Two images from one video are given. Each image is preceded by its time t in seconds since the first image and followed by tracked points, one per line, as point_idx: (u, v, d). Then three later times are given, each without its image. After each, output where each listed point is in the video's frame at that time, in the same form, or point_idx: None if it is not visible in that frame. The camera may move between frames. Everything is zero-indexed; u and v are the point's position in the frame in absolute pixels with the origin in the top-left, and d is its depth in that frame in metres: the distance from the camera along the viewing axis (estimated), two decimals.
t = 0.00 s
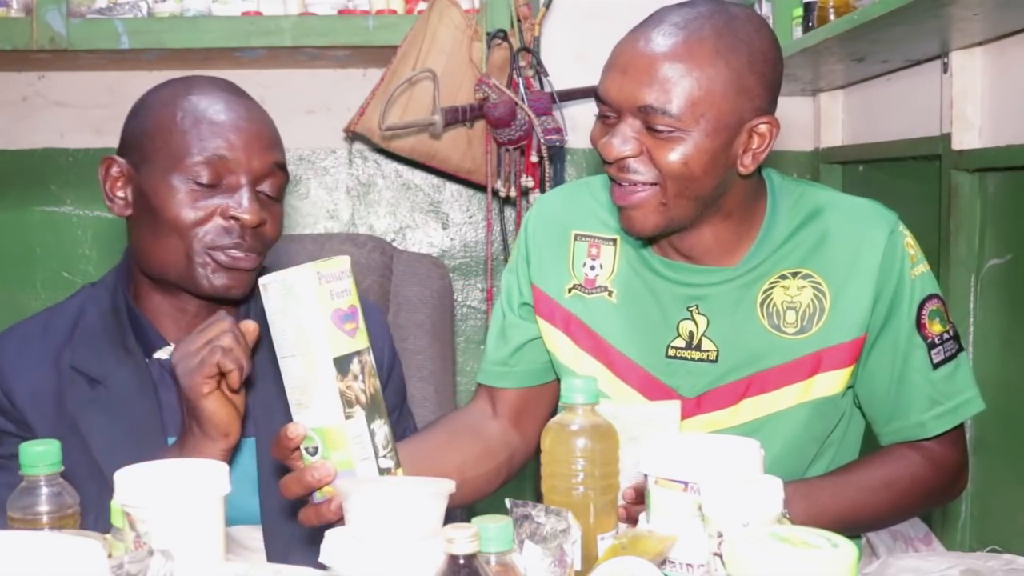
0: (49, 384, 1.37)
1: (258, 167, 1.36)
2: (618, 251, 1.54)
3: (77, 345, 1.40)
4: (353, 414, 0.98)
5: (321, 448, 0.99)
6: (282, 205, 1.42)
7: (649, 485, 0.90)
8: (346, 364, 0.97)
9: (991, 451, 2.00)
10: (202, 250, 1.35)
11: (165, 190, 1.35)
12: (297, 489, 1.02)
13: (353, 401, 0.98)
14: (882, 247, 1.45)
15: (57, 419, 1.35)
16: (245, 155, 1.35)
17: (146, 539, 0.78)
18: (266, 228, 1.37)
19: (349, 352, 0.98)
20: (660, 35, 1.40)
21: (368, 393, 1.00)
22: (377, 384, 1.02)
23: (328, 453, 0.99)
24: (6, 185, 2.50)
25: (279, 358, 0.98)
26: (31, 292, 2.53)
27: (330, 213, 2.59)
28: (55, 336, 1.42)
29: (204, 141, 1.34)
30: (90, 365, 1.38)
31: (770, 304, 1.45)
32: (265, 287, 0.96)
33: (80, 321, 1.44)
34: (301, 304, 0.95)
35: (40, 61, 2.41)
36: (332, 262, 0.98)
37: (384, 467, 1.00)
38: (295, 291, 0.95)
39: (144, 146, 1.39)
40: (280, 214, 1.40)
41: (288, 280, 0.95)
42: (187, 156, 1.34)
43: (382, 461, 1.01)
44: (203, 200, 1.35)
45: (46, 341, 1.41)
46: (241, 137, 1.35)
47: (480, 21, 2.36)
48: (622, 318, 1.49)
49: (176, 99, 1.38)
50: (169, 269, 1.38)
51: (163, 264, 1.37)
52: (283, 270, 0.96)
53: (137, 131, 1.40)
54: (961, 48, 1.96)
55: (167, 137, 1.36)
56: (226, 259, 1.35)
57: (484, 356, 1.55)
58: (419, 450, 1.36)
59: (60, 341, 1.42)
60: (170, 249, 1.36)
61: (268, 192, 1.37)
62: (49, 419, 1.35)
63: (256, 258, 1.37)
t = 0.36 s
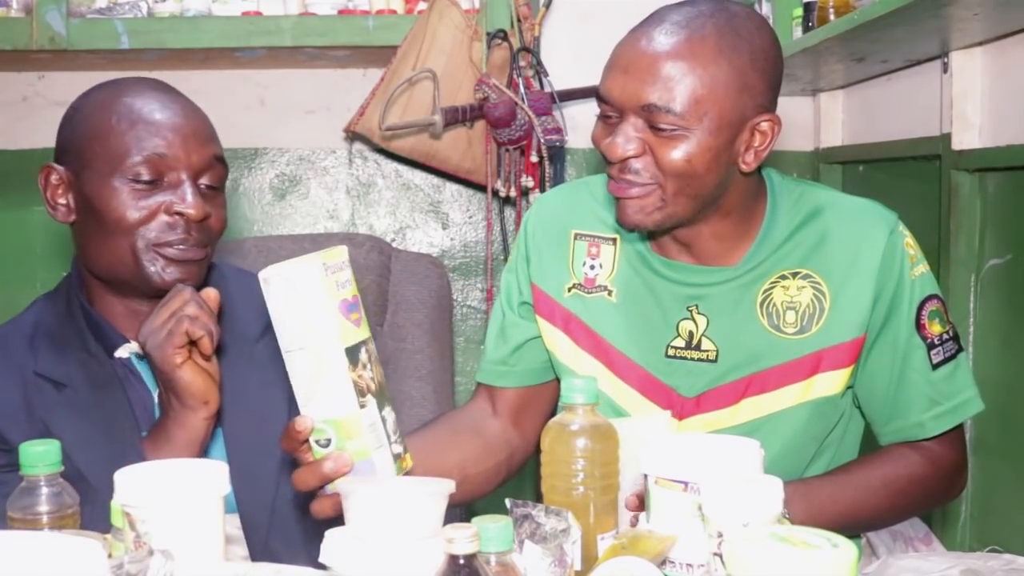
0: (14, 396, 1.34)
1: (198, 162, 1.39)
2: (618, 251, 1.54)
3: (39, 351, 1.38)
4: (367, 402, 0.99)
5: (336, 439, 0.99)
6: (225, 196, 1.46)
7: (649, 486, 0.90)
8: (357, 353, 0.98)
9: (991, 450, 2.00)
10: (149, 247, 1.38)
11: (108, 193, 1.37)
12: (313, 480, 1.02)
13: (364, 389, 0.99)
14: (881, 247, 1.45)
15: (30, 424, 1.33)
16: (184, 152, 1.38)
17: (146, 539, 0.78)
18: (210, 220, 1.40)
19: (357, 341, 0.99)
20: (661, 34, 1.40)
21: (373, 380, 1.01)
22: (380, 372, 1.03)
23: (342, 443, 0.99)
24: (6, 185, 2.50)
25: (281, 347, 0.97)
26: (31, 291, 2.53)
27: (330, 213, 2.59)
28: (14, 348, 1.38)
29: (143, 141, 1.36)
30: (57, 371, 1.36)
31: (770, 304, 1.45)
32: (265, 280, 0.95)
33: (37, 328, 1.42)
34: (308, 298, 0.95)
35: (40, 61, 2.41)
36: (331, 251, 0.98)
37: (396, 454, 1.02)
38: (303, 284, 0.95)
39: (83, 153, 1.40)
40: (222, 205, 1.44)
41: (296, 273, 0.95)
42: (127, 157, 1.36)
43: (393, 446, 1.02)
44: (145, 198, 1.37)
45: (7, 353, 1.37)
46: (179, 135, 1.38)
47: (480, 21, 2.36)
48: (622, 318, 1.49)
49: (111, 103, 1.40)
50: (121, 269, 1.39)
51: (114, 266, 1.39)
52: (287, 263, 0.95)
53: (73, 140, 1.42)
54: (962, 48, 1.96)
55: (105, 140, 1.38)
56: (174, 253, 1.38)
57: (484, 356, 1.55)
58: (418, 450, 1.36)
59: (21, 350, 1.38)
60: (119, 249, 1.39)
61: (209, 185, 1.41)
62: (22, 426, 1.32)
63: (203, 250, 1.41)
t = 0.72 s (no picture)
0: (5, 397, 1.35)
1: (169, 151, 1.40)
2: (616, 252, 1.54)
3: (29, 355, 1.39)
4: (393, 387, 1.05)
5: (404, 426, 1.02)
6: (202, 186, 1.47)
7: (649, 485, 0.90)
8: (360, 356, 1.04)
9: (991, 450, 2.00)
10: (132, 243, 1.38)
11: (82, 192, 1.38)
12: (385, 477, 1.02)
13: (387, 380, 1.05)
14: (876, 240, 1.45)
15: (20, 426, 1.34)
16: (152, 142, 1.39)
17: (146, 539, 0.78)
18: (186, 210, 1.41)
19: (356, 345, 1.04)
20: (651, 35, 1.40)
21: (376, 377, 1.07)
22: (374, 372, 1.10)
23: (409, 424, 1.03)
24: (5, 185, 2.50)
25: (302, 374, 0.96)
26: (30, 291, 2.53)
27: (330, 213, 2.59)
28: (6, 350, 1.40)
29: (112, 135, 1.37)
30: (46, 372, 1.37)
31: (767, 299, 1.45)
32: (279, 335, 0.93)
33: (28, 331, 1.44)
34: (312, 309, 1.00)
35: (40, 61, 2.41)
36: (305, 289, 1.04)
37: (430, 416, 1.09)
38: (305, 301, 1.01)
39: (55, 158, 1.42)
40: (199, 193, 1.45)
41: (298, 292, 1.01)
42: (97, 153, 1.37)
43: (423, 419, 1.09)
44: (119, 192, 1.38)
45: None
46: (147, 127, 1.39)
47: (480, 21, 2.36)
48: (620, 317, 1.49)
49: (79, 104, 1.41)
50: (104, 267, 1.40)
51: (95, 264, 1.40)
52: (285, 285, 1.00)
53: (45, 147, 1.44)
54: (962, 48, 1.96)
55: (75, 140, 1.39)
56: (156, 246, 1.38)
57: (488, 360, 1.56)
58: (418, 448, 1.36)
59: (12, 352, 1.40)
60: (99, 247, 1.39)
61: (182, 173, 1.42)
62: (11, 428, 1.33)
63: (185, 239, 1.41)
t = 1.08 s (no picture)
0: (18, 391, 1.37)
1: (154, 130, 1.42)
2: (612, 251, 1.53)
3: (43, 349, 1.41)
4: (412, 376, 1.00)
5: (409, 418, 0.98)
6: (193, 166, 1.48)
7: (649, 485, 0.90)
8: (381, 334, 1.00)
9: (991, 450, 2.00)
10: (124, 225, 1.39)
11: (75, 182, 1.40)
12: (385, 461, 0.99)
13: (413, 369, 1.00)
14: (868, 237, 1.45)
15: (33, 420, 1.35)
16: (131, 122, 1.41)
17: (146, 539, 0.78)
18: (177, 183, 1.42)
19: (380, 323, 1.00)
20: (640, 37, 1.40)
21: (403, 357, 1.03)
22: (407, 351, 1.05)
23: (416, 419, 0.98)
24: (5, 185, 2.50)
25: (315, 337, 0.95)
26: (30, 290, 2.53)
27: (330, 213, 2.59)
28: (20, 344, 1.42)
29: (97, 123, 1.40)
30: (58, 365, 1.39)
31: (761, 296, 1.45)
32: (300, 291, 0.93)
33: (44, 326, 1.46)
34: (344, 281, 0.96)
35: (40, 61, 2.41)
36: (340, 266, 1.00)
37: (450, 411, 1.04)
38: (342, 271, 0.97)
39: (45, 161, 1.44)
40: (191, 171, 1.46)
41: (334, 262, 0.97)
42: (83, 142, 1.39)
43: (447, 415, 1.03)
44: (111, 176, 1.39)
45: (14, 349, 1.41)
46: (129, 111, 1.41)
47: (480, 21, 2.36)
48: (616, 315, 1.48)
49: (60, 104, 1.44)
50: (108, 255, 1.41)
51: (98, 251, 1.41)
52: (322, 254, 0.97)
53: (36, 153, 1.46)
54: (962, 48, 1.96)
55: (61, 137, 1.41)
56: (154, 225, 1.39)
57: (488, 359, 1.56)
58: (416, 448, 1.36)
59: (25, 348, 1.42)
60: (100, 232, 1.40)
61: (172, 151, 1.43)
62: (25, 421, 1.35)
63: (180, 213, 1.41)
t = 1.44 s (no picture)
0: (23, 385, 1.37)
1: (170, 128, 1.42)
2: (611, 250, 1.53)
3: (50, 345, 1.41)
4: (377, 362, 0.97)
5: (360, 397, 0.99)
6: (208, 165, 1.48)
7: (649, 485, 0.90)
8: (376, 316, 0.98)
9: (991, 450, 2.00)
10: (145, 219, 1.39)
11: (91, 178, 1.40)
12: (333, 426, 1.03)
13: (377, 352, 0.97)
14: (868, 238, 1.45)
15: (37, 416, 1.36)
16: (151, 120, 1.41)
17: (146, 539, 0.78)
18: (193, 181, 1.42)
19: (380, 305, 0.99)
20: (644, 37, 1.40)
21: (408, 346, 0.99)
22: (417, 344, 0.99)
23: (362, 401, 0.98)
24: (5, 185, 2.50)
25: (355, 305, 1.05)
26: (30, 291, 2.53)
27: (330, 213, 2.59)
28: (28, 338, 1.43)
29: (114, 121, 1.40)
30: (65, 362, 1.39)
31: (760, 295, 1.45)
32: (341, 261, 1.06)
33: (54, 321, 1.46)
34: (364, 255, 1.00)
35: (40, 61, 2.41)
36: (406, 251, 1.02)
37: (407, 418, 0.96)
38: (378, 247, 1.01)
39: (61, 156, 1.44)
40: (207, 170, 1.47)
41: (373, 236, 1.02)
42: (100, 139, 1.39)
43: (407, 412, 0.97)
44: (128, 174, 1.39)
45: (21, 343, 1.42)
46: (147, 109, 1.41)
47: (480, 21, 2.36)
48: (616, 315, 1.48)
49: (79, 100, 1.44)
50: (123, 250, 1.41)
51: (112, 250, 1.41)
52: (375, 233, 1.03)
53: (51, 148, 1.46)
54: (962, 48, 1.96)
55: (78, 133, 1.41)
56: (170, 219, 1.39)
57: (490, 359, 1.56)
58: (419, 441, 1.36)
59: (33, 342, 1.42)
60: (115, 229, 1.40)
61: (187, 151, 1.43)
62: (29, 417, 1.36)
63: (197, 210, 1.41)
